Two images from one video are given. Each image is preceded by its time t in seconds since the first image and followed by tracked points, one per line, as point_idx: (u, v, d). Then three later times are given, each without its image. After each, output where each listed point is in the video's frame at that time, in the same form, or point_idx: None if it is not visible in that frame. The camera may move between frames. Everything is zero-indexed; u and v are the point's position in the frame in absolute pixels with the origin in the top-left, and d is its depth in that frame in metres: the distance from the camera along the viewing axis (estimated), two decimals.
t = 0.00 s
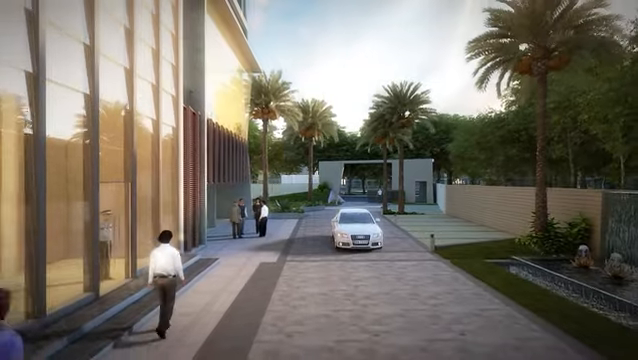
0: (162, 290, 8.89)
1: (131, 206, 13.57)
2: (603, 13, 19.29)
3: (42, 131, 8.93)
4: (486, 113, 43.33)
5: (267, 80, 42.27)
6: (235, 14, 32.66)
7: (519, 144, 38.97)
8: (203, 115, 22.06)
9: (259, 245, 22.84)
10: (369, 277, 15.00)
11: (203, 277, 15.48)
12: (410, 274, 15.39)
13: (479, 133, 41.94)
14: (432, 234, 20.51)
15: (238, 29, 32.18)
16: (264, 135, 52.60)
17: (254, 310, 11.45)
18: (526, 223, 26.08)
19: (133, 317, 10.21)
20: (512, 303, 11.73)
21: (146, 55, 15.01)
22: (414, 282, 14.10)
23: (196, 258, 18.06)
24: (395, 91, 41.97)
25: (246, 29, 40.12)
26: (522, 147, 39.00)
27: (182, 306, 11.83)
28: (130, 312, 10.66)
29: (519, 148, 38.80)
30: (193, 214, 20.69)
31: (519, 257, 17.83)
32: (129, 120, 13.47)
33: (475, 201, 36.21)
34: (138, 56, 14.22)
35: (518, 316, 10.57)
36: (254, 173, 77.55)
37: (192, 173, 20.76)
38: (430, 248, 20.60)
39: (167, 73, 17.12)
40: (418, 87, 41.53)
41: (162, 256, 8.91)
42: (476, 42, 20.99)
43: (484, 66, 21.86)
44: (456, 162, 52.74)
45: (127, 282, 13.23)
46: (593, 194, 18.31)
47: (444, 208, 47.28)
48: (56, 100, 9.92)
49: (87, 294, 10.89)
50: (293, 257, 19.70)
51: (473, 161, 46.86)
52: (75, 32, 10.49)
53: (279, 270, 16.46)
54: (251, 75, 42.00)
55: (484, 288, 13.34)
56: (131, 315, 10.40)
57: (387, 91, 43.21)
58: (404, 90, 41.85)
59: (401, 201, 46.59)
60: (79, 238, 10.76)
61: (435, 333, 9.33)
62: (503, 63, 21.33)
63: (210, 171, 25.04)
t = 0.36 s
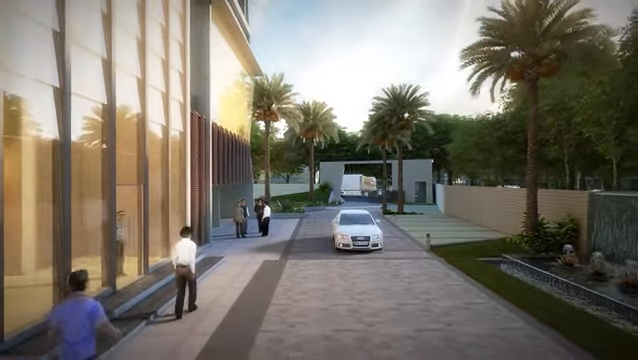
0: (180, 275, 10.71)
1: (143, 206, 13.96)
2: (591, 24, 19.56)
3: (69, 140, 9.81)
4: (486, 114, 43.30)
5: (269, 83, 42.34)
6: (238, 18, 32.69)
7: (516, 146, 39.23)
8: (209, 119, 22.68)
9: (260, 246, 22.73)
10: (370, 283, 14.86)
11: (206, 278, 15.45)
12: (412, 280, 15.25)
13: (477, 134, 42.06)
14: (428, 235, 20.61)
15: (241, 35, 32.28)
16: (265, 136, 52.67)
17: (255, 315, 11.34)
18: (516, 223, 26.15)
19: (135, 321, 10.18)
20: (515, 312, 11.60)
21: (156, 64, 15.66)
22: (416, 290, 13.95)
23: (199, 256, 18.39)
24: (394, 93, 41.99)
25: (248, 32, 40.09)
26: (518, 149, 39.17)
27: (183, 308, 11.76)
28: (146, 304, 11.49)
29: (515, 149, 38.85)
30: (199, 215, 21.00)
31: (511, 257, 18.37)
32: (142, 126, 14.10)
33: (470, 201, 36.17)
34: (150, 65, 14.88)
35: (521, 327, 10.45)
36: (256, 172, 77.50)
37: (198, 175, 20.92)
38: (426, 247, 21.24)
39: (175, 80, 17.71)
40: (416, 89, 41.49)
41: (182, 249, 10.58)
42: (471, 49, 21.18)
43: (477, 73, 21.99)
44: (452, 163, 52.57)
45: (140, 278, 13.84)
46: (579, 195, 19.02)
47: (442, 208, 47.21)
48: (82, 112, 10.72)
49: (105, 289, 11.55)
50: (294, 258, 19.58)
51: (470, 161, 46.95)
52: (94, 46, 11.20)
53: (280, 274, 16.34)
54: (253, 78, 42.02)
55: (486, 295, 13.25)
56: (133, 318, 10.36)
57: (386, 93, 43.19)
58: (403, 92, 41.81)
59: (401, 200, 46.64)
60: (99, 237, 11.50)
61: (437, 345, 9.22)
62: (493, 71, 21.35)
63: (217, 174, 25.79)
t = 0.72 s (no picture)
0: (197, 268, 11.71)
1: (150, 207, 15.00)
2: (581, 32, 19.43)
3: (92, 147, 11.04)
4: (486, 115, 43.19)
5: (271, 86, 42.47)
6: (241, 24, 32.67)
7: (512, 148, 39.97)
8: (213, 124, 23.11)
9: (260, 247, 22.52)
10: (370, 285, 14.59)
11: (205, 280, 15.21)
12: (412, 281, 15.00)
13: (475, 136, 42.05)
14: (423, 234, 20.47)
15: (244, 41, 32.35)
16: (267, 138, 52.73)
17: (252, 318, 11.08)
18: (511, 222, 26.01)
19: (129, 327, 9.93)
20: (517, 312, 11.33)
21: (166, 74, 16.82)
22: (416, 291, 13.70)
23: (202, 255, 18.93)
24: (394, 96, 41.95)
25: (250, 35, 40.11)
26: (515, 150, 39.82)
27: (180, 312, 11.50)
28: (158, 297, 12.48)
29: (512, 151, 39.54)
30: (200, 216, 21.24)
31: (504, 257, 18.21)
32: (153, 134, 15.33)
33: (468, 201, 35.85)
34: (160, 76, 16.07)
35: (523, 327, 10.17)
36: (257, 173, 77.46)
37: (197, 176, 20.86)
38: (421, 246, 21.26)
39: (182, 89, 18.82)
40: (415, 92, 41.45)
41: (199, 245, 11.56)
42: (464, 56, 20.84)
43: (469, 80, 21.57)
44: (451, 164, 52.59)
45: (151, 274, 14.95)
46: (568, 194, 18.92)
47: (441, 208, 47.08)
48: (96, 120, 11.58)
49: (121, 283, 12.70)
50: (294, 259, 19.34)
51: (468, 162, 46.90)
52: (114, 62, 12.47)
53: (279, 275, 16.08)
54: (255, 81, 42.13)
55: (485, 297, 12.97)
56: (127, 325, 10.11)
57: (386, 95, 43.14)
58: (403, 94, 41.79)
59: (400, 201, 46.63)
60: (115, 235, 12.58)
61: (438, 348, 8.94)
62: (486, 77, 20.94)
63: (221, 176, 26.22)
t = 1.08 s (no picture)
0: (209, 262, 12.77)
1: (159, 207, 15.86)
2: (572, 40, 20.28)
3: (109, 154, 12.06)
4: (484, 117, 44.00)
5: (273, 88, 43.43)
6: (244, 29, 33.52)
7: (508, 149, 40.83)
8: (217, 127, 24.00)
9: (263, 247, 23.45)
10: (367, 281, 15.45)
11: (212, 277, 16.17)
12: (407, 278, 15.88)
13: (474, 138, 42.85)
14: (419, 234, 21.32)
15: (247, 45, 33.24)
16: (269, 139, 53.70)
17: (257, 311, 11.99)
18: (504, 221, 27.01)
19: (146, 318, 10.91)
20: (502, 306, 12.20)
21: (174, 83, 17.76)
22: (410, 287, 14.58)
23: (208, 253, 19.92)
24: (394, 98, 42.83)
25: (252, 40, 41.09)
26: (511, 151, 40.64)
27: (191, 305, 12.44)
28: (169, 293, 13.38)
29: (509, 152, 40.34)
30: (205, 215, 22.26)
31: (496, 256, 19.02)
32: (163, 140, 16.28)
33: (465, 201, 36.81)
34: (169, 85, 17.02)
35: (506, 319, 11.04)
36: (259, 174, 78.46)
37: (202, 178, 21.81)
38: (418, 245, 22.29)
39: (189, 96, 19.74)
40: (414, 94, 42.33)
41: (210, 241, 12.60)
42: (459, 62, 21.69)
43: (465, 84, 22.39)
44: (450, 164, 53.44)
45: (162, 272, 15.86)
46: (559, 196, 19.79)
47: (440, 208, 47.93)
48: (112, 128, 12.53)
49: (134, 280, 13.61)
50: (296, 258, 20.24)
51: (466, 163, 47.74)
52: (128, 75, 13.42)
53: (282, 273, 16.99)
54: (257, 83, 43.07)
55: (474, 292, 13.85)
56: (144, 316, 11.09)
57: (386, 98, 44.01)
58: (402, 96, 42.68)
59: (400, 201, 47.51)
60: (129, 234, 13.54)
61: (426, 336, 9.83)
62: (480, 83, 21.80)
63: (224, 177, 27.15)
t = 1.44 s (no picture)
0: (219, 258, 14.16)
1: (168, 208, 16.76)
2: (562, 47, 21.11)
3: (124, 159, 12.96)
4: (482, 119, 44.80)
5: (274, 91, 44.34)
6: (246, 34, 34.39)
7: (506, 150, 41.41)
8: (221, 131, 24.86)
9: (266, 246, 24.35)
10: (365, 278, 16.31)
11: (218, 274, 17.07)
12: (403, 275, 16.73)
13: (472, 140, 43.62)
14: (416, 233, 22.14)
15: (250, 49, 34.13)
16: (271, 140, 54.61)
17: (261, 306, 12.88)
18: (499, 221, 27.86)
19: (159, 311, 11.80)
20: (490, 301, 13.04)
21: (182, 89, 18.65)
22: (405, 283, 15.43)
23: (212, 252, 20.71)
24: (393, 101, 43.72)
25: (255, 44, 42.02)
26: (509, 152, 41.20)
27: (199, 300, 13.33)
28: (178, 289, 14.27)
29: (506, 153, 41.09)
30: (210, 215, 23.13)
31: (489, 256, 19.78)
32: (171, 144, 17.15)
33: (463, 201, 37.72)
34: (177, 92, 17.92)
35: (492, 313, 11.88)
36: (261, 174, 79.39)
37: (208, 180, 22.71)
38: (415, 244, 23.11)
39: (195, 102, 20.62)
40: (414, 96, 43.21)
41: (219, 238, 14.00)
42: (455, 68, 22.50)
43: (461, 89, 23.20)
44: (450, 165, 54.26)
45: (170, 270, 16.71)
46: (550, 197, 20.60)
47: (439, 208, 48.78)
48: (126, 134, 13.41)
49: (146, 277, 14.50)
50: (297, 257, 21.12)
51: (465, 163, 48.55)
52: (140, 84, 14.31)
53: (284, 271, 17.87)
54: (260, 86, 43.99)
55: (465, 288, 14.72)
56: (157, 309, 11.98)
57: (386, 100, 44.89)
58: (402, 99, 43.56)
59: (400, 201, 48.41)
60: (141, 234, 14.43)
61: (417, 328, 10.69)
62: (475, 88, 22.63)
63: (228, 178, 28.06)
